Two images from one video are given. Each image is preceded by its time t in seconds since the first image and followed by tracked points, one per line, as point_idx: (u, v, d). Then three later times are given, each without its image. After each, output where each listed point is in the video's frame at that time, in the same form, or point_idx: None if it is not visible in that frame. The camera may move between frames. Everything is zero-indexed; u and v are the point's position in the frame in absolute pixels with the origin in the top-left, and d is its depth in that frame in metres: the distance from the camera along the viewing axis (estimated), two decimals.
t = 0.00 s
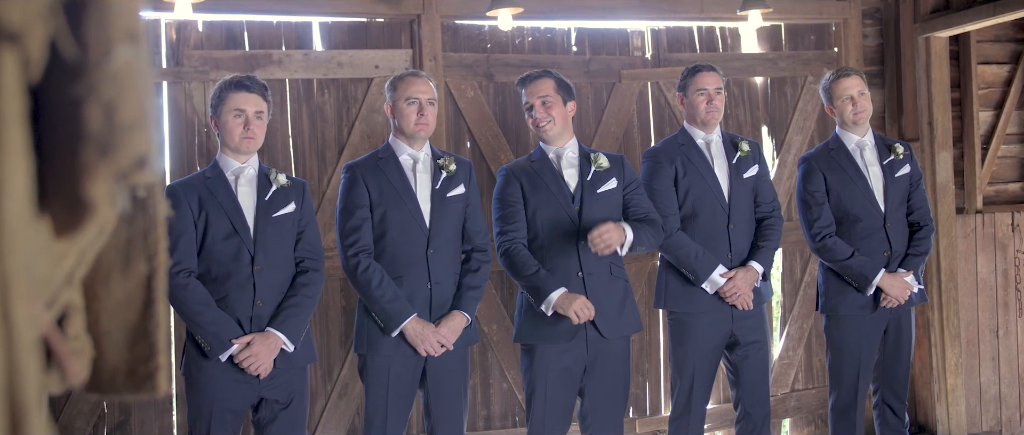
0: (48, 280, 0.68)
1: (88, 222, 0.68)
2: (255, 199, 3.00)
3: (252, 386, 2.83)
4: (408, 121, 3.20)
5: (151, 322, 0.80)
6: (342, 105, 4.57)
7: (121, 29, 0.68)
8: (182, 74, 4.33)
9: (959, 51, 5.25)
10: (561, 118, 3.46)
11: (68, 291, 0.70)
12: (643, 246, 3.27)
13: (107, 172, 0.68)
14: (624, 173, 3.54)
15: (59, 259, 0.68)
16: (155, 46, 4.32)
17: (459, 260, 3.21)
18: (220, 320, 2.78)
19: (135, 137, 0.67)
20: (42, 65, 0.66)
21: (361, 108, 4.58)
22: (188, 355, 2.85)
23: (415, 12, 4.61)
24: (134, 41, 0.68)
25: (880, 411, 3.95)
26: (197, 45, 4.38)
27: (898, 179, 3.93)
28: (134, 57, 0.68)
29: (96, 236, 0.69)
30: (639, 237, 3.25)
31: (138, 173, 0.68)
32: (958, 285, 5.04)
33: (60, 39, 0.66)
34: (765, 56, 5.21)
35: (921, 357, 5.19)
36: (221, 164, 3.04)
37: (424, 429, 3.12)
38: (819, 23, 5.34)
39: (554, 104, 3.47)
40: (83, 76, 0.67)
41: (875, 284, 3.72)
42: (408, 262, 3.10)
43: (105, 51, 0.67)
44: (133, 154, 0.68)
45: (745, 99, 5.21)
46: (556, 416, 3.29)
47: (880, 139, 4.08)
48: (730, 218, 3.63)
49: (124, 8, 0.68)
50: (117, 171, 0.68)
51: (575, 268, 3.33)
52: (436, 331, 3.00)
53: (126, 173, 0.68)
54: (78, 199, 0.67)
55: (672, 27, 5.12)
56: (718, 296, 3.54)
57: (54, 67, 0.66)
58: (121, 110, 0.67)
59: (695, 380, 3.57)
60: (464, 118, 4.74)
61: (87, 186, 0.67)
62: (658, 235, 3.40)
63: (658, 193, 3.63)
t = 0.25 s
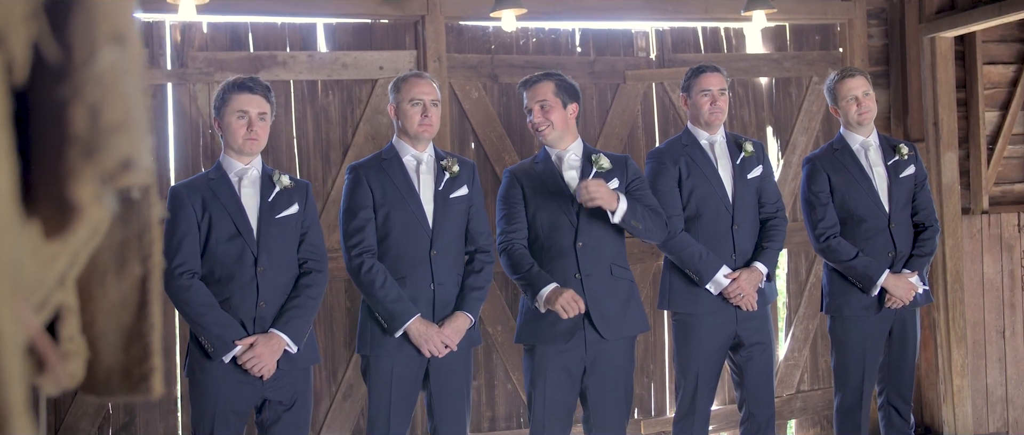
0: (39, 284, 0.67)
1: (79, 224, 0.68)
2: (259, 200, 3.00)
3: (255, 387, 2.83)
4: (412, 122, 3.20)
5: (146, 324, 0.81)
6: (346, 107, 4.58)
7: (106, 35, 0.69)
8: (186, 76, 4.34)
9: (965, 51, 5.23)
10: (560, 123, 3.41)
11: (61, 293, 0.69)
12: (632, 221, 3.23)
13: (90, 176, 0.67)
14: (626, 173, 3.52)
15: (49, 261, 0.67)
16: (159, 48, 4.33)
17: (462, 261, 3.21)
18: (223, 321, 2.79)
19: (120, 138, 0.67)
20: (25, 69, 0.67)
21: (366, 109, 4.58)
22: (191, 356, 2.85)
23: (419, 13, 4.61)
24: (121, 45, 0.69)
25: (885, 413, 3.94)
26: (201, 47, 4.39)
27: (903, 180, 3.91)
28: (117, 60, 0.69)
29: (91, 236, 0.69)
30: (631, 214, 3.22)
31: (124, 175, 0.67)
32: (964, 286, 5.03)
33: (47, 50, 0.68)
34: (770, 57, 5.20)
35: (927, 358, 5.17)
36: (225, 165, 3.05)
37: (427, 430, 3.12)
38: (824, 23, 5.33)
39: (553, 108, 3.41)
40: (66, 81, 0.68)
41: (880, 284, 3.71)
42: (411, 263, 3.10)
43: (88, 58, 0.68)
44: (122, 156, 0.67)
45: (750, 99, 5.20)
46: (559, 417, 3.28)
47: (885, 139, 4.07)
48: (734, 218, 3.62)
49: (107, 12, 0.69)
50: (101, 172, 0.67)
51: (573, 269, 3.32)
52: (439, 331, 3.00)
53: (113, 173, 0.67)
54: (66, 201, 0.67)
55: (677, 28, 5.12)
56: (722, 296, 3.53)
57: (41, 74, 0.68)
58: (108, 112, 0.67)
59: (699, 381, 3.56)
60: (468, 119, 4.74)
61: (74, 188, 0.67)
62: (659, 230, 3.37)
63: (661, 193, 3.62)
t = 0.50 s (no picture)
0: (28, 283, 0.53)
1: (63, 230, 0.53)
2: (261, 201, 3.01)
3: (258, 388, 2.83)
4: (414, 123, 3.20)
5: (143, 324, 0.62)
6: (350, 108, 4.58)
7: (89, 34, 0.52)
8: (191, 77, 4.34)
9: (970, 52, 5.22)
10: (564, 126, 3.39)
11: (53, 295, 0.54)
12: (619, 199, 3.16)
13: (74, 180, 0.52)
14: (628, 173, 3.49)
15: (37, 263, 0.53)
16: (164, 49, 4.33)
17: (464, 262, 3.21)
18: (226, 322, 2.79)
19: (108, 143, 0.52)
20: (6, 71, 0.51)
21: (370, 111, 4.58)
22: (194, 357, 2.86)
23: (423, 14, 4.61)
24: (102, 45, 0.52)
25: (889, 414, 3.93)
26: (205, 48, 4.40)
27: (907, 181, 3.90)
28: (99, 62, 0.52)
29: (84, 238, 0.54)
30: (621, 195, 3.16)
31: (107, 179, 0.52)
32: (969, 287, 5.01)
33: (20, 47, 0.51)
34: (775, 58, 5.19)
35: (932, 359, 5.15)
36: (227, 166, 3.05)
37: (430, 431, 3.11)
38: (829, 24, 5.32)
39: (557, 111, 3.39)
40: (51, 83, 0.52)
41: (883, 285, 3.70)
42: (414, 264, 3.10)
43: (70, 59, 0.52)
44: (104, 156, 0.52)
45: (755, 100, 5.19)
46: (561, 419, 3.27)
47: (889, 140, 4.06)
48: (738, 220, 3.62)
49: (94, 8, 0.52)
50: (83, 174, 0.52)
51: (570, 271, 3.30)
52: (441, 333, 3.00)
53: (97, 175, 0.52)
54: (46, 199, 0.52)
55: (680, 29, 5.11)
56: (725, 297, 3.53)
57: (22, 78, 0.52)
58: (91, 110, 0.52)
59: (702, 383, 3.55)
60: (472, 120, 4.74)
61: (54, 189, 0.52)
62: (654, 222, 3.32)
63: (665, 194, 3.62)
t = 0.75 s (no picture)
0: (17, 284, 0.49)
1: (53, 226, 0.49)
2: (264, 201, 3.01)
3: (261, 388, 2.84)
4: (416, 123, 3.20)
5: (136, 325, 0.58)
6: (354, 108, 4.58)
7: (74, 33, 0.50)
8: (195, 77, 4.35)
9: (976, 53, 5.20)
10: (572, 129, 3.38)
11: (46, 293, 0.51)
12: (604, 188, 3.11)
13: (60, 180, 0.49)
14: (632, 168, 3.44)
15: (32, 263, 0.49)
16: (168, 49, 4.34)
17: (466, 263, 3.21)
18: (228, 322, 2.79)
19: (89, 141, 0.49)
20: None
21: (374, 111, 4.59)
22: (197, 357, 2.86)
23: (427, 15, 4.61)
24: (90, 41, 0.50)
25: (893, 415, 3.92)
26: (210, 48, 4.41)
27: (912, 182, 3.89)
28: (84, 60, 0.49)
29: (78, 237, 0.50)
30: (609, 185, 3.11)
31: (93, 178, 0.48)
32: (974, 289, 5.00)
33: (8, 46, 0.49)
34: (780, 58, 5.18)
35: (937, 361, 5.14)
36: (231, 166, 3.05)
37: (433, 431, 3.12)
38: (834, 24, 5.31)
39: (564, 115, 3.37)
40: (39, 84, 0.49)
41: (887, 287, 3.70)
42: (416, 264, 3.10)
43: (58, 59, 0.49)
44: (91, 155, 0.49)
45: (759, 101, 5.18)
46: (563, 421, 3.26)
47: (894, 141, 4.04)
48: (741, 221, 3.61)
49: (85, 11, 0.50)
50: (71, 175, 0.49)
51: (568, 271, 3.29)
52: (443, 334, 3.00)
53: (85, 176, 0.48)
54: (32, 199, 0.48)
55: (685, 30, 5.11)
56: (728, 298, 3.52)
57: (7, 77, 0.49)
58: (78, 112, 0.49)
59: (705, 384, 3.55)
60: (477, 120, 4.74)
61: (41, 188, 0.48)
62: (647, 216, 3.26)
63: (668, 195, 3.61)
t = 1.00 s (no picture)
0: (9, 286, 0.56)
1: (44, 224, 0.55)
2: (268, 201, 3.01)
3: (264, 388, 2.84)
4: (419, 124, 3.20)
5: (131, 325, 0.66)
6: (359, 108, 4.59)
7: (63, 38, 0.56)
8: (201, 77, 4.36)
9: (982, 54, 5.18)
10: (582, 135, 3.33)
11: (40, 292, 0.58)
12: (592, 185, 3.12)
13: (50, 177, 0.55)
14: (636, 170, 3.39)
15: (27, 261, 0.56)
16: (174, 49, 4.35)
17: (469, 263, 3.21)
18: (231, 322, 2.80)
19: (77, 141, 0.55)
20: None
21: (379, 111, 4.59)
22: (201, 357, 2.87)
23: (432, 15, 4.61)
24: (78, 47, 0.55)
25: (899, 418, 3.90)
26: (215, 48, 4.42)
27: (917, 183, 3.88)
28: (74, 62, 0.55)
29: (71, 237, 0.57)
30: (599, 183, 3.11)
31: (83, 176, 0.55)
32: (980, 291, 4.98)
33: None
34: (785, 59, 5.18)
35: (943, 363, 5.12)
36: (235, 166, 3.06)
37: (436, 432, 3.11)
38: (839, 26, 5.30)
39: (575, 120, 3.33)
40: (26, 84, 0.55)
41: (892, 288, 3.68)
42: (419, 264, 3.10)
43: (46, 60, 0.55)
44: (79, 155, 0.54)
45: (765, 102, 5.18)
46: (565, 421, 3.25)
47: (900, 142, 4.03)
48: (745, 222, 3.61)
49: (71, 11, 0.56)
50: (58, 173, 0.55)
51: (565, 274, 3.30)
52: (446, 334, 3.01)
53: (74, 176, 0.55)
54: (24, 198, 0.55)
55: (690, 31, 5.10)
56: (732, 300, 3.52)
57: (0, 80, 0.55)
58: (67, 112, 0.55)
59: (709, 385, 3.54)
60: (481, 121, 4.74)
61: (31, 188, 0.54)
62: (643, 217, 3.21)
63: (672, 196, 3.61)
